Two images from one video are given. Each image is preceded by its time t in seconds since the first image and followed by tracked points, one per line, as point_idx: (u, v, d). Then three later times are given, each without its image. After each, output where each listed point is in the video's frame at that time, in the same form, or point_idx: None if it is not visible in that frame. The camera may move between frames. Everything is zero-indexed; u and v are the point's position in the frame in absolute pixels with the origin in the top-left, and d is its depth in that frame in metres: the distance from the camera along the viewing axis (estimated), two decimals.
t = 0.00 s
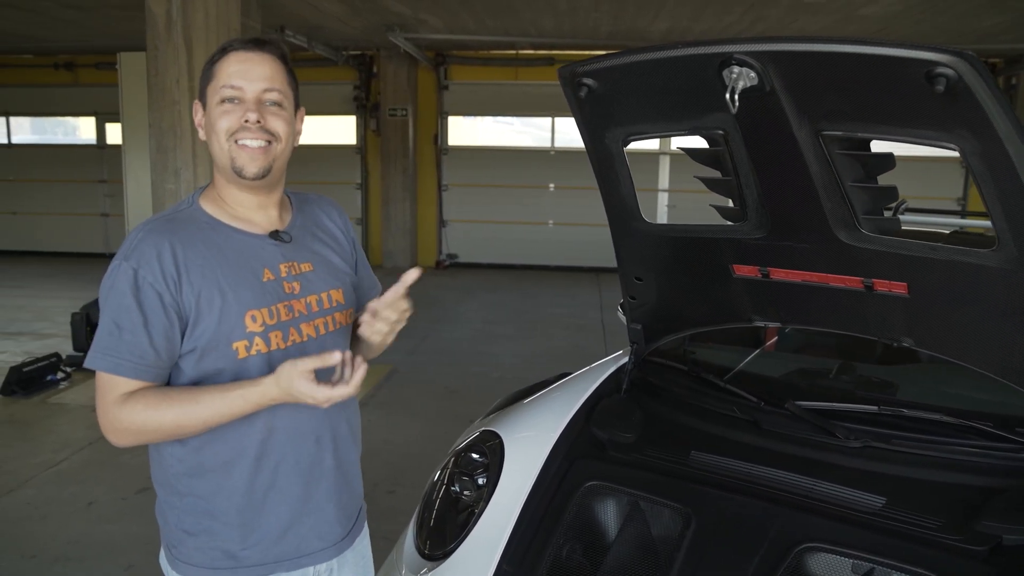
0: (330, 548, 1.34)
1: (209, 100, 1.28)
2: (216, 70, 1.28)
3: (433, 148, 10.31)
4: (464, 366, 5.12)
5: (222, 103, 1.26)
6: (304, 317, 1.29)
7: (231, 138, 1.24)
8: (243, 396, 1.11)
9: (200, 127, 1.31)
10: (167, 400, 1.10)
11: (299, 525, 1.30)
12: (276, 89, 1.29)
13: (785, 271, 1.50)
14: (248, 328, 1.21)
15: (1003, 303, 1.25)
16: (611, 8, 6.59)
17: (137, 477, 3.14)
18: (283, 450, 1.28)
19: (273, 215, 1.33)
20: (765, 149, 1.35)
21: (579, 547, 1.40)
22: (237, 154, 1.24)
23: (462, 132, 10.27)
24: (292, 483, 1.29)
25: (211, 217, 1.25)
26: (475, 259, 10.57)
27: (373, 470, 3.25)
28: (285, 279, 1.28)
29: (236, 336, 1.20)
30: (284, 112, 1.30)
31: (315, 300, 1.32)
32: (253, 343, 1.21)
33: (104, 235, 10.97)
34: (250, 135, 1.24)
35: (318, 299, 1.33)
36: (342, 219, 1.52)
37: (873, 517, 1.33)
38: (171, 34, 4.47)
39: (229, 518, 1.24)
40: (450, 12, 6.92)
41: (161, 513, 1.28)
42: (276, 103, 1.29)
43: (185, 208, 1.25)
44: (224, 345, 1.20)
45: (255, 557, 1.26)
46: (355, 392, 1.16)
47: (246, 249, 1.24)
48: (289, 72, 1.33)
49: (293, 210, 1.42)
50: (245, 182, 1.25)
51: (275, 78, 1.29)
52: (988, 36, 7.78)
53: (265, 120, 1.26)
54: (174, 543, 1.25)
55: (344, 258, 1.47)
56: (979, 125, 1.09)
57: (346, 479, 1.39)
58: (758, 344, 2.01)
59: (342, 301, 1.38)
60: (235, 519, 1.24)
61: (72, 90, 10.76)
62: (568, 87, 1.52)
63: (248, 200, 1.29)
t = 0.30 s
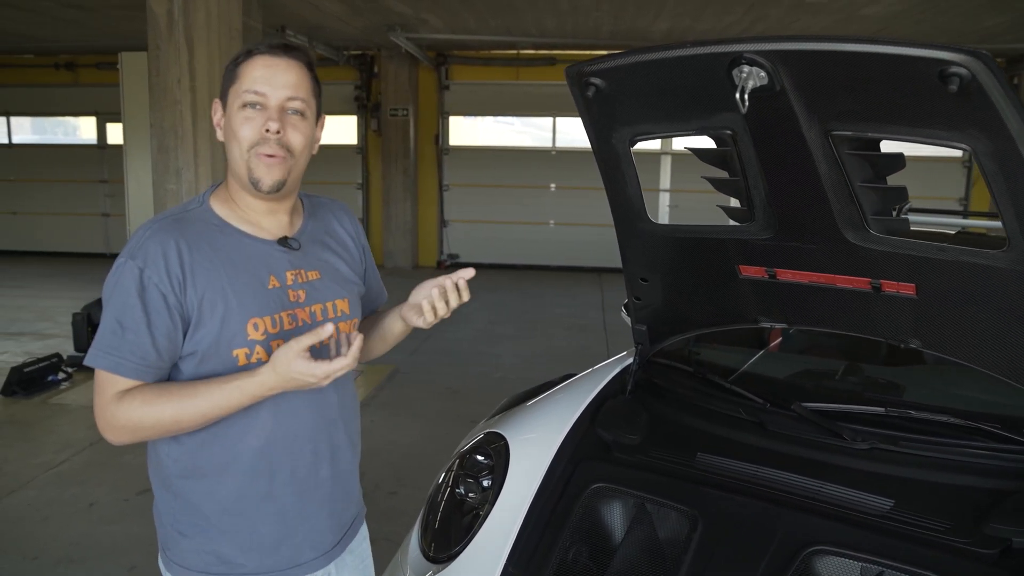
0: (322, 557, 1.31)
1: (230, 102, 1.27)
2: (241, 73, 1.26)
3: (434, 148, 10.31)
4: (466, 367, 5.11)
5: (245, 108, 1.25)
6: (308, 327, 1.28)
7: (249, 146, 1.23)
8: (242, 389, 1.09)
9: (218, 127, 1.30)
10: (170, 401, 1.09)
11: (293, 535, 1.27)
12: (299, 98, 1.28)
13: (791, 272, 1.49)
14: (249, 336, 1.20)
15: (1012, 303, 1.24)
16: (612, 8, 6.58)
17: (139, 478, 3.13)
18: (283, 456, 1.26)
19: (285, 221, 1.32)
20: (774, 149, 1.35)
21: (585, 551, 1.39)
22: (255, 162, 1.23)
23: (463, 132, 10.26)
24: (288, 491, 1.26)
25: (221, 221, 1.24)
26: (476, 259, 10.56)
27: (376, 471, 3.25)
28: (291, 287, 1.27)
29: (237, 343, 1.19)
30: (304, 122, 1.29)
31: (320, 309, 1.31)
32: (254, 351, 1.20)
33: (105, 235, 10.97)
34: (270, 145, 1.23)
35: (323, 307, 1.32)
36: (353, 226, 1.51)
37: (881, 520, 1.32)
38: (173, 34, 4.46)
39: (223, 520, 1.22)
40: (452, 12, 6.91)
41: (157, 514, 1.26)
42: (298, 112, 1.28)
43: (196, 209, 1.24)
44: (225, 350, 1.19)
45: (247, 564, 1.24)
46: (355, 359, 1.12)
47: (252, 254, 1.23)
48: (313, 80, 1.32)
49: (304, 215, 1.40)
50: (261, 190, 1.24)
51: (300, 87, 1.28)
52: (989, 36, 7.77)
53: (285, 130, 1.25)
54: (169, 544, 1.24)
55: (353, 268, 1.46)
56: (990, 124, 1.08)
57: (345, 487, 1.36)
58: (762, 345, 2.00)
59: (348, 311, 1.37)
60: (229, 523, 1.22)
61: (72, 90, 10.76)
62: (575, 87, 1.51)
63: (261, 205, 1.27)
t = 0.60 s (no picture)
0: (310, 561, 1.30)
1: (253, 109, 1.25)
2: (267, 80, 1.24)
3: (435, 148, 10.30)
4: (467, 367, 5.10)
5: (268, 118, 1.23)
6: (312, 336, 1.27)
7: (268, 158, 1.21)
8: (254, 416, 1.09)
9: (239, 128, 1.28)
10: (173, 405, 1.08)
11: (283, 540, 1.26)
12: (324, 113, 1.26)
13: (795, 272, 1.48)
14: (252, 342, 1.19)
15: (1017, 304, 1.23)
16: (614, 7, 6.58)
17: (140, 479, 3.13)
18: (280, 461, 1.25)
19: (297, 229, 1.30)
20: (778, 147, 1.34)
21: (589, 552, 1.38)
22: (272, 174, 1.21)
23: (464, 132, 10.26)
24: (282, 496, 1.26)
25: (233, 223, 1.22)
26: (476, 259, 10.55)
27: (377, 472, 3.24)
28: (297, 296, 1.25)
29: (240, 349, 1.18)
30: (327, 137, 1.26)
31: (325, 318, 1.29)
32: (256, 358, 1.19)
33: (105, 235, 10.96)
34: (289, 161, 1.21)
35: (328, 317, 1.30)
36: (366, 235, 1.49)
37: (884, 522, 1.31)
38: (173, 33, 4.45)
39: (216, 522, 1.21)
40: (453, 11, 6.90)
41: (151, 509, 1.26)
42: (321, 127, 1.25)
43: (208, 209, 1.22)
44: (227, 355, 1.17)
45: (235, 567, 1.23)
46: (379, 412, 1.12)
47: (260, 259, 1.22)
48: (340, 93, 1.30)
49: (318, 221, 1.38)
50: (277, 203, 1.22)
51: (326, 102, 1.25)
52: (991, 36, 7.77)
53: (306, 146, 1.23)
54: (161, 541, 1.24)
55: (363, 276, 1.44)
56: (998, 122, 1.07)
57: (340, 493, 1.35)
58: (764, 346, 1.99)
59: (353, 322, 1.35)
60: (222, 525, 1.22)
61: (72, 90, 10.75)
62: (578, 86, 1.50)
63: (274, 213, 1.25)
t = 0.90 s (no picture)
0: (318, 558, 1.30)
1: (257, 106, 1.24)
2: (271, 79, 1.23)
3: (436, 148, 10.31)
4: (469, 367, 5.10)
5: (272, 116, 1.22)
6: (317, 330, 1.27)
7: (272, 156, 1.21)
8: (260, 408, 1.10)
9: (243, 125, 1.28)
10: (181, 399, 1.09)
11: (291, 536, 1.26)
12: (328, 112, 1.25)
13: (798, 270, 1.48)
14: (257, 337, 1.18)
15: (1020, 301, 1.23)
16: (615, 7, 6.58)
17: (141, 478, 3.13)
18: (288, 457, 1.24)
19: (302, 225, 1.30)
20: (781, 144, 1.34)
21: (592, 550, 1.38)
22: (277, 173, 1.21)
23: (465, 132, 10.26)
24: (289, 493, 1.25)
25: (237, 217, 1.22)
26: (478, 259, 10.55)
27: (379, 471, 3.24)
28: (302, 290, 1.25)
29: (245, 343, 1.18)
30: (330, 135, 1.26)
31: (331, 313, 1.29)
32: (261, 352, 1.19)
33: (107, 235, 10.97)
34: (293, 160, 1.21)
35: (333, 311, 1.30)
36: (371, 230, 1.49)
37: (887, 519, 1.31)
38: (175, 33, 4.46)
39: (223, 518, 1.21)
40: (454, 11, 6.91)
41: (159, 507, 1.26)
42: (324, 126, 1.25)
43: (213, 205, 1.22)
44: (233, 350, 1.17)
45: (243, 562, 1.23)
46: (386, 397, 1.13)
47: (264, 254, 1.22)
48: (344, 92, 1.29)
49: (322, 216, 1.38)
50: (281, 201, 1.22)
51: (330, 101, 1.25)
52: (993, 36, 7.77)
53: (310, 145, 1.23)
54: (169, 537, 1.24)
55: (368, 272, 1.43)
56: (1001, 119, 1.07)
57: (347, 491, 1.35)
58: (766, 345, 1.99)
59: (359, 316, 1.35)
60: (229, 520, 1.22)
61: (74, 90, 10.77)
62: (581, 84, 1.50)
63: (278, 210, 1.25)
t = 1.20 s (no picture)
0: (326, 556, 1.31)
1: (254, 108, 1.25)
2: (265, 81, 1.23)
3: (437, 148, 10.32)
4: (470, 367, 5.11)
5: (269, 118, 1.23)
6: (319, 328, 1.27)
7: (272, 156, 1.22)
8: (264, 407, 1.10)
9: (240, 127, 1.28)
10: (187, 399, 1.09)
11: (298, 534, 1.27)
12: (325, 110, 1.26)
13: (798, 272, 1.49)
14: (260, 336, 1.19)
15: (1019, 302, 1.23)
16: (616, 7, 6.58)
17: (142, 479, 3.13)
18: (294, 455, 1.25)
19: (302, 223, 1.31)
20: (782, 146, 1.34)
21: (593, 550, 1.39)
22: (276, 174, 1.22)
23: (466, 132, 10.27)
24: (296, 491, 1.26)
25: (238, 218, 1.23)
26: (478, 259, 10.56)
27: (380, 471, 3.25)
28: (304, 289, 1.25)
29: (249, 343, 1.18)
30: (328, 133, 1.27)
31: (333, 311, 1.30)
32: (265, 351, 1.19)
33: (107, 235, 10.98)
34: (293, 158, 1.22)
35: (335, 309, 1.30)
36: (371, 229, 1.49)
37: (887, 520, 1.31)
38: (176, 33, 4.45)
39: (232, 517, 1.22)
40: (454, 12, 6.91)
41: (165, 509, 1.27)
42: (322, 123, 1.26)
43: (213, 206, 1.23)
44: (236, 350, 1.18)
45: (251, 562, 1.23)
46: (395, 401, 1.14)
47: (265, 254, 1.22)
48: (339, 88, 1.30)
49: (322, 216, 1.38)
50: (282, 200, 1.23)
51: (326, 99, 1.25)
52: (992, 36, 7.77)
53: (309, 143, 1.23)
54: (177, 539, 1.24)
55: (371, 272, 1.44)
56: (1000, 122, 1.07)
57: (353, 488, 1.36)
58: (766, 345, 1.99)
59: (361, 313, 1.35)
60: (237, 520, 1.22)
61: (75, 90, 10.77)
62: (582, 86, 1.50)
63: (277, 208, 1.26)
